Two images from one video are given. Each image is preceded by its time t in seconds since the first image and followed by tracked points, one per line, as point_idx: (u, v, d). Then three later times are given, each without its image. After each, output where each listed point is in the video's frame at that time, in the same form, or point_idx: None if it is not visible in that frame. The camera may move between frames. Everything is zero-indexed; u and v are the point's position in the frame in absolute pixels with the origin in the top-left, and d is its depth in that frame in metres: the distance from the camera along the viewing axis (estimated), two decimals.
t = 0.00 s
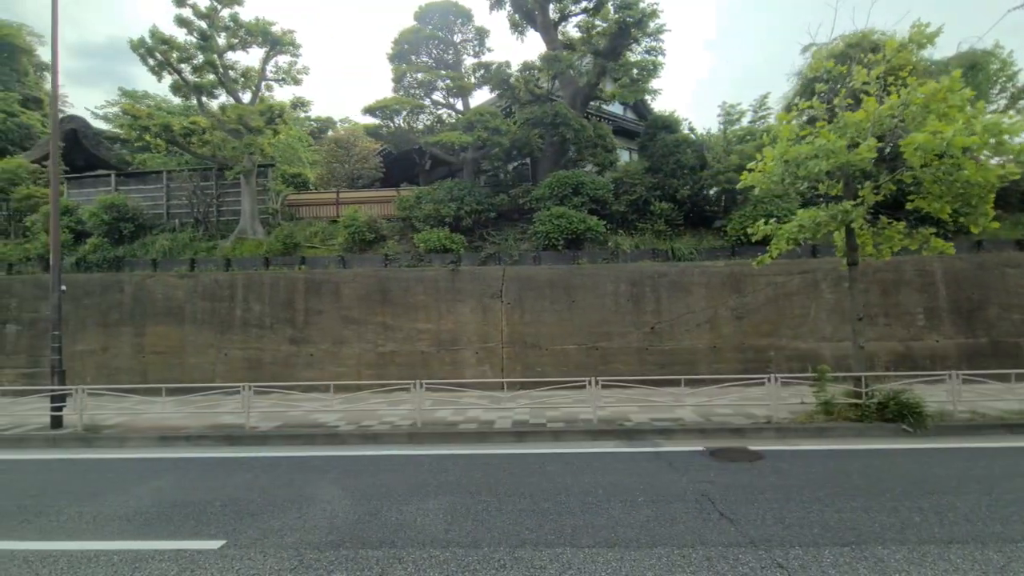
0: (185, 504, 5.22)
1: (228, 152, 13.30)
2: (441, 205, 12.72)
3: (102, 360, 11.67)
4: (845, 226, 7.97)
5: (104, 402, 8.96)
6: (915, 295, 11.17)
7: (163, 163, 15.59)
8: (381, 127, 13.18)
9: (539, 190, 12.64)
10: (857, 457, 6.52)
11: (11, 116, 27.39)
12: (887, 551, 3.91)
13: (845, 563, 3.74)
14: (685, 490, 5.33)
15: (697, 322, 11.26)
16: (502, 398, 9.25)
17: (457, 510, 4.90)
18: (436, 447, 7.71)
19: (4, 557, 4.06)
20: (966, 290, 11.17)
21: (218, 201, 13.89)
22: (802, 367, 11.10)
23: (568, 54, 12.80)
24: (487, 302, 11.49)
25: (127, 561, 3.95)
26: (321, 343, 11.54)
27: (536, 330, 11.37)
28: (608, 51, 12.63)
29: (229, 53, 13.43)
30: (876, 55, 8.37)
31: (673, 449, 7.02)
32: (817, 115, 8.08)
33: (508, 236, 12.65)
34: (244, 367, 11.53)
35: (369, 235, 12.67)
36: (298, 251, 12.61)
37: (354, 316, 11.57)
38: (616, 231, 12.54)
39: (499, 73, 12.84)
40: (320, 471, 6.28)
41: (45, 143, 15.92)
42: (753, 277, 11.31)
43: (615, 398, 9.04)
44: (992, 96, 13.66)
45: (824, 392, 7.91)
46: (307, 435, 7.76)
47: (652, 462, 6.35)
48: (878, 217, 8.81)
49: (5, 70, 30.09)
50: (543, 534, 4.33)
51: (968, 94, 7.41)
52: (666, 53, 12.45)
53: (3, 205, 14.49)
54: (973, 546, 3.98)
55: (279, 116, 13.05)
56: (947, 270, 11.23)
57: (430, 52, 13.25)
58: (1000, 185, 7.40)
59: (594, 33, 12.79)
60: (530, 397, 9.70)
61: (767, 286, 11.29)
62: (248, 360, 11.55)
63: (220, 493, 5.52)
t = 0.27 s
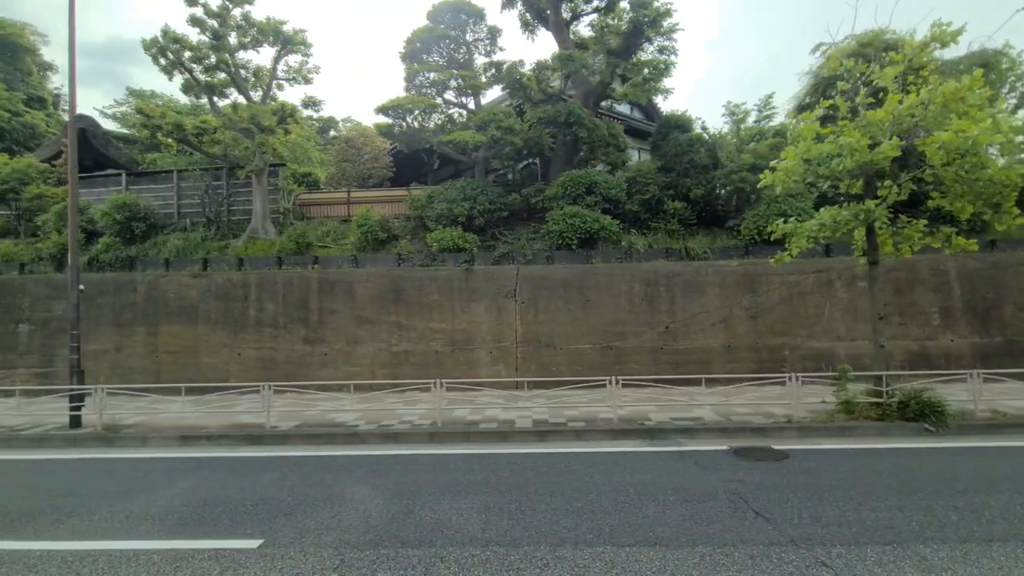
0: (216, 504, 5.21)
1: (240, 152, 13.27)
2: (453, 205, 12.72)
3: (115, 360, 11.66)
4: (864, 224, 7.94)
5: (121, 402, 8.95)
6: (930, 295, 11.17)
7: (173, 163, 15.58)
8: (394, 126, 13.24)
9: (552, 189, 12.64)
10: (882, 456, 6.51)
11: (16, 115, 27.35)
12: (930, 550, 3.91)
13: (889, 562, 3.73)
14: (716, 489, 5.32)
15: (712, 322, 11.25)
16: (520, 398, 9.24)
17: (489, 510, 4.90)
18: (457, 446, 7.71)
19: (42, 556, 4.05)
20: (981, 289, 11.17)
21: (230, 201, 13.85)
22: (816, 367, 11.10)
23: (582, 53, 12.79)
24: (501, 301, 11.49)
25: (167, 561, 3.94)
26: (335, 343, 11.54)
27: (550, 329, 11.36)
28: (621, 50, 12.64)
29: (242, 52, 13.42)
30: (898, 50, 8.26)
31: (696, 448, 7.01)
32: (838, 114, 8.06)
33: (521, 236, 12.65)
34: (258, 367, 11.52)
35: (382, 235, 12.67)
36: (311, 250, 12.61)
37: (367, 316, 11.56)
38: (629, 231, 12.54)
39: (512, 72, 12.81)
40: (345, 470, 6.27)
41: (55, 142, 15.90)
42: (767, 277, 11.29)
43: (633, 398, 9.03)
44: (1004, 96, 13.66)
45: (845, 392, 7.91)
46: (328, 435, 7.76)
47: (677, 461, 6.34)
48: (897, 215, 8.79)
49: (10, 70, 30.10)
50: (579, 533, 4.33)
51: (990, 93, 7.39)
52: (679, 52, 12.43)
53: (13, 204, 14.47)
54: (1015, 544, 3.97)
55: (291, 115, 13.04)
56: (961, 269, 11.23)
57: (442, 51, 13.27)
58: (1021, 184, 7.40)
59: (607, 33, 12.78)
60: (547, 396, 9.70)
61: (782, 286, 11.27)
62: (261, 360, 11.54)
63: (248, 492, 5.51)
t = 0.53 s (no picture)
0: (246, 504, 5.19)
1: (252, 152, 13.26)
2: (466, 205, 12.71)
3: (128, 360, 11.64)
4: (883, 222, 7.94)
5: (138, 402, 8.93)
6: (944, 295, 11.18)
7: (183, 163, 15.57)
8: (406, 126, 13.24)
9: (565, 189, 12.63)
10: (908, 456, 6.50)
11: (21, 115, 27.30)
12: (972, 550, 3.90)
13: (934, 563, 3.72)
14: (746, 489, 5.31)
15: (726, 322, 11.24)
16: (537, 398, 9.23)
17: (523, 510, 4.88)
18: (478, 446, 7.69)
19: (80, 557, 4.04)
20: (995, 289, 11.17)
21: (241, 200, 13.83)
22: (830, 366, 11.10)
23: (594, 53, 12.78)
24: (515, 301, 11.47)
25: (208, 561, 3.92)
26: (348, 343, 11.52)
27: (564, 329, 11.35)
28: (634, 49, 12.63)
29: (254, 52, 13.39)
30: (920, 48, 8.21)
31: (719, 448, 7.00)
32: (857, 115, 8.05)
33: (534, 236, 12.64)
34: (271, 367, 11.50)
35: (394, 235, 12.66)
36: (324, 250, 12.59)
37: (381, 316, 11.54)
38: (642, 231, 12.53)
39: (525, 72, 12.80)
40: (370, 470, 6.25)
41: (64, 142, 15.88)
42: (782, 277, 11.29)
43: (651, 397, 9.02)
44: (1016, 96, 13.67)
45: (866, 391, 7.90)
46: (348, 435, 7.74)
47: (703, 461, 6.33)
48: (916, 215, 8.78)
49: (14, 70, 30.04)
50: (617, 533, 4.32)
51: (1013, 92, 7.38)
52: (692, 53, 12.42)
53: (23, 204, 14.44)
54: None
55: (304, 115, 13.02)
56: (975, 269, 11.23)
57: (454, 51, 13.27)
58: None
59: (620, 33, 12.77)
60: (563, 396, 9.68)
61: (796, 286, 11.27)
62: (275, 360, 11.52)
63: (277, 492, 5.50)
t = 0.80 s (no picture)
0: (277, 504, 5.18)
1: (263, 152, 13.24)
2: (479, 205, 12.71)
3: (141, 360, 11.62)
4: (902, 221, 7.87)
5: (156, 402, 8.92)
6: (958, 295, 11.18)
7: (193, 163, 15.56)
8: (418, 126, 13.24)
9: (578, 189, 12.62)
10: (932, 455, 6.50)
11: (26, 116, 27.24)
12: (1013, 549, 3.90)
13: (978, 562, 3.71)
14: (777, 489, 5.31)
15: (740, 322, 11.24)
16: (555, 398, 9.23)
17: (555, 510, 4.87)
18: (498, 446, 7.68)
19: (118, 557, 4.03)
20: (1009, 289, 11.17)
21: (252, 200, 13.81)
22: (845, 367, 11.10)
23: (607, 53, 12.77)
24: (529, 301, 11.46)
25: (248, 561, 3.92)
26: (362, 343, 11.50)
27: (579, 329, 11.34)
28: (648, 49, 12.62)
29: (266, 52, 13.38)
30: (940, 48, 8.20)
31: (742, 448, 7.00)
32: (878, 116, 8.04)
33: (546, 236, 12.64)
34: (285, 367, 11.49)
35: (407, 235, 12.66)
36: (336, 250, 12.58)
37: (394, 316, 11.53)
38: (655, 231, 12.53)
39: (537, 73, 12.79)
40: (396, 470, 6.24)
41: (74, 142, 15.88)
42: (796, 277, 11.28)
43: (668, 397, 9.01)
44: None
45: (887, 391, 7.90)
46: (368, 435, 7.73)
47: (729, 461, 6.32)
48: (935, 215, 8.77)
49: (19, 70, 30.02)
50: (654, 533, 4.31)
51: None
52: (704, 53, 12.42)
53: (34, 204, 14.43)
54: None
55: (316, 115, 13.01)
56: (989, 269, 11.23)
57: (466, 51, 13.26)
58: None
59: (633, 32, 12.77)
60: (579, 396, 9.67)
61: (810, 286, 11.26)
62: (288, 360, 11.51)
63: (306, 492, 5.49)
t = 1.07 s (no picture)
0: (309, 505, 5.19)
1: (275, 152, 13.23)
2: (491, 205, 12.71)
3: (154, 360, 11.61)
4: (920, 222, 7.86)
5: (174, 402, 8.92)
6: (971, 295, 11.18)
7: (203, 163, 15.56)
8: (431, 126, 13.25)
9: (590, 189, 12.63)
10: (957, 456, 6.50)
11: (31, 116, 27.19)
12: None
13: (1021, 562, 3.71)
14: (806, 489, 5.31)
15: (754, 322, 11.24)
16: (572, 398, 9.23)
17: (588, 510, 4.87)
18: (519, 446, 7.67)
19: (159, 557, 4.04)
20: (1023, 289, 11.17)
21: (263, 201, 13.80)
22: (859, 367, 11.11)
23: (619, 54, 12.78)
24: (543, 301, 11.46)
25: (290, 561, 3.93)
26: (375, 343, 11.50)
27: (593, 329, 11.34)
28: (660, 50, 12.66)
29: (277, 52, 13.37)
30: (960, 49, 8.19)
31: (765, 448, 7.00)
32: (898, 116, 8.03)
33: (559, 236, 12.65)
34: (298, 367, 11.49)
35: (419, 235, 12.66)
36: (349, 250, 12.57)
37: (408, 317, 11.52)
38: (668, 231, 12.53)
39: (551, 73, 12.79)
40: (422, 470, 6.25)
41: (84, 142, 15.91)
42: (809, 277, 11.29)
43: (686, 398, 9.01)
44: None
45: (907, 391, 7.90)
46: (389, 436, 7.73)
47: (754, 462, 6.32)
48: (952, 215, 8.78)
49: (24, 71, 30.03)
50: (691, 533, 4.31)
51: None
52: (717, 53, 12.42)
53: (45, 204, 14.42)
54: None
55: (327, 115, 13.01)
56: (1003, 269, 11.23)
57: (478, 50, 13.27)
58: None
59: (646, 33, 12.78)
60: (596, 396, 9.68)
61: (824, 286, 11.26)
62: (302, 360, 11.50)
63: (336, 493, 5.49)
